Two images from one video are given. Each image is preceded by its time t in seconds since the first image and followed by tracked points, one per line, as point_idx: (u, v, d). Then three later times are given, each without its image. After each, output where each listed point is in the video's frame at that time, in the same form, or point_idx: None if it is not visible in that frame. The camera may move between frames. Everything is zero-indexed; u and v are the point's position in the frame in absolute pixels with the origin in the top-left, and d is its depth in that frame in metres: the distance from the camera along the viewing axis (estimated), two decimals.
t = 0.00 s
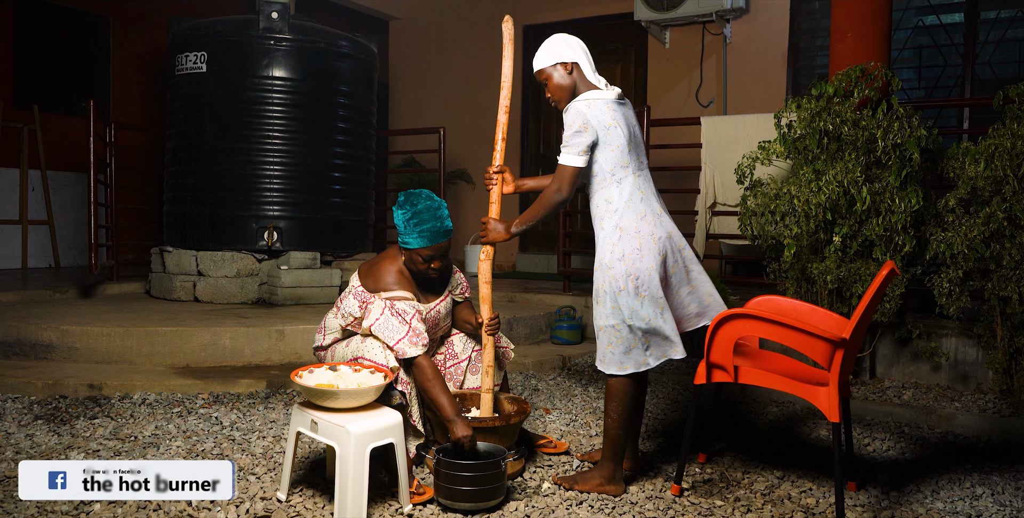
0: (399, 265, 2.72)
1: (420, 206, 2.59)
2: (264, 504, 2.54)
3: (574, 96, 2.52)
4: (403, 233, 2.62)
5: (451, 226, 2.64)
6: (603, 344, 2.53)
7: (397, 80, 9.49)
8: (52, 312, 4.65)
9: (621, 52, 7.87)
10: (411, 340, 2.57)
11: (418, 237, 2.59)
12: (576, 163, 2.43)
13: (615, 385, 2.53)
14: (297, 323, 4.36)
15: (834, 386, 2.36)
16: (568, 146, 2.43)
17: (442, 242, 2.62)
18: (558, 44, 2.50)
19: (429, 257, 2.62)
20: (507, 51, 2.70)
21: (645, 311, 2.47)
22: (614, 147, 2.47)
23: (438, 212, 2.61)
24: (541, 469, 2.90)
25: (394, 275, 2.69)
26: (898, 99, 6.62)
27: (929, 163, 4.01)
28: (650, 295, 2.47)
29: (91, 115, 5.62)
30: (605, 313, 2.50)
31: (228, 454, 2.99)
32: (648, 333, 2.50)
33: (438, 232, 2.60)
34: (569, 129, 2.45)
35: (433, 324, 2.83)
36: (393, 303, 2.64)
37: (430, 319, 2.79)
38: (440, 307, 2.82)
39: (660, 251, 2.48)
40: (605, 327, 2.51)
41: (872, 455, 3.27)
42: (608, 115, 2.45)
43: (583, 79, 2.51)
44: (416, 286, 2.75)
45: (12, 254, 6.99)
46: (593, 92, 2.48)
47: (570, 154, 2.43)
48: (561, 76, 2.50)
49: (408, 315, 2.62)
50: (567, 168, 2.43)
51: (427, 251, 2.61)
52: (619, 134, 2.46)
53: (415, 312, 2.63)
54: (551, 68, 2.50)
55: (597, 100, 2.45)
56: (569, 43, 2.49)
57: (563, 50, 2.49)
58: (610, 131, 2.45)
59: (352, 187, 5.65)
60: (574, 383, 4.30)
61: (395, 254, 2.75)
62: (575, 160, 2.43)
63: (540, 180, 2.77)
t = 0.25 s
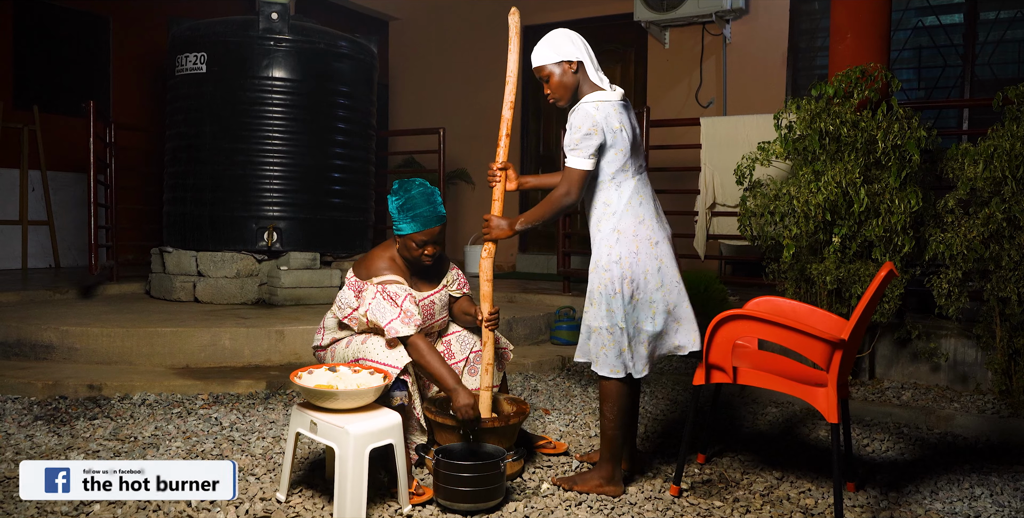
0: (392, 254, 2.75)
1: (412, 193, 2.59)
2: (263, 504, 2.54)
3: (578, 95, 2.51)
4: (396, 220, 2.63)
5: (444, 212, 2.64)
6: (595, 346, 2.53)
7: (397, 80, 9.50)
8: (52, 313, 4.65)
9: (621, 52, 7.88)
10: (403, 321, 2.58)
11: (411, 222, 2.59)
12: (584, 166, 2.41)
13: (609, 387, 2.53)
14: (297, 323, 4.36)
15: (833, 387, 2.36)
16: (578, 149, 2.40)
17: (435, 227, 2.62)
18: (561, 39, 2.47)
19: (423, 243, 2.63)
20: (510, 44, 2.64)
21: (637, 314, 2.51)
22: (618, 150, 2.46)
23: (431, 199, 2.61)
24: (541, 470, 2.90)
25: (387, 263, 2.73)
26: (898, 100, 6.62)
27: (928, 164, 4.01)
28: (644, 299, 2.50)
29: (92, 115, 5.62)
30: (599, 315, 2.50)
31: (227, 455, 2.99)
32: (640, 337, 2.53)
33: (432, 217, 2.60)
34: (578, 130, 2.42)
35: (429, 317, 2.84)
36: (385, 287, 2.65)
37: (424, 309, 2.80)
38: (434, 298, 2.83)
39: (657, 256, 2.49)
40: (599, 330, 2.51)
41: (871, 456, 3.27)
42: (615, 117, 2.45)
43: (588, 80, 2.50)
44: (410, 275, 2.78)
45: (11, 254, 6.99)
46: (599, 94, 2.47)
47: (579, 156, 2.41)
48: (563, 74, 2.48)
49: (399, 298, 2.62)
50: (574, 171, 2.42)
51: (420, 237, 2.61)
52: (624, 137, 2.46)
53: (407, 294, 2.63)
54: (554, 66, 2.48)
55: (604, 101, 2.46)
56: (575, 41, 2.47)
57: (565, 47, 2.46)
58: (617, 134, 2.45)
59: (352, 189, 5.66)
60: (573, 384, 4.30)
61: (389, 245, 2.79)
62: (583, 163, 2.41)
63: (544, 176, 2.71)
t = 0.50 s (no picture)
0: (388, 250, 2.75)
1: (408, 185, 2.61)
2: (263, 505, 2.54)
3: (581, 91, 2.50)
4: (391, 212, 2.65)
5: (440, 207, 2.66)
6: (584, 348, 2.52)
7: (397, 80, 9.50)
8: (51, 314, 4.65)
9: (621, 53, 7.88)
10: (399, 317, 2.60)
11: (405, 214, 2.61)
12: (582, 161, 2.40)
13: (597, 387, 2.53)
14: (296, 324, 4.36)
15: (832, 388, 2.36)
16: (577, 144, 2.40)
17: (429, 220, 2.63)
18: (568, 36, 2.46)
19: (416, 235, 2.64)
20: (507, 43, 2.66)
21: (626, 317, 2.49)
22: (614, 151, 2.47)
23: (428, 193, 2.63)
24: (540, 471, 2.90)
25: (382, 259, 2.73)
26: (898, 100, 6.62)
27: (927, 165, 4.00)
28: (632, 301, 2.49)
29: (92, 116, 5.62)
30: (588, 316, 2.49)
31: (227, 456, 3.00)
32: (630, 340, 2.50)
33: (426, 210, 2.62)
34: (578, 126, 2.41)
35: (425, 314, 2.85)
36: (381, 283, 2.67)
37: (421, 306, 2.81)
38: (430, 295, 2.83)
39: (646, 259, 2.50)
40: (587, 331, 2.50)
41: (870, 456, 3.27)
42: (614, 118, 2.46)
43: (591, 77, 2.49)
44: (405, 270, 2.79)
45: (11, 255, 6.99)
46: (601, 92, 2.46)
47: (577, 152, 2.40)
48: (568, 69, 2.48)
49: (395, 293, 2.64)
50: (571, 166, 2.40)
51: (413, 229, 2.63)
52: (622, 138, 2.47)
53: (402, 290, 2.65)
54: (557, 62, 2.47)
55: (606, 100, 2.45)
56: (581, 37, 2.46)
57: (573, 43, 2.45)
58: (615, 135, 2.46)
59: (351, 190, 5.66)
60: (573, 384, 4.30)
61: (385, 242, 2.80)
62: (581, 158, 2.40)
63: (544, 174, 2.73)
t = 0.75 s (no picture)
0: (387, 251, 2.77)
1: (407, 181, 2.63)
2: (263, 505, 2.54)
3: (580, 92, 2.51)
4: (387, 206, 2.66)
5: (435, 208, 2.67)
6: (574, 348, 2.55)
7: (397, 80, 9.50)
8: (52, 314, 4.65)
9: (621, 53, 7.88)
10: (397, 320, 2.62)
11: (399, 208, 2.61)
12: (577, 162, 2.40)
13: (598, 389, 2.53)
14: (297, 324, 4.36)
15: (832, 388, 2.37)
16: (570, 145, 2.40)
17: (418, 218, 2.63)
18: (571, 36, 2.46)
19: (406, 232, 2.65)
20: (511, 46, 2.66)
21: (611, 320, 2.48)
22: (606, 152, 2.47)
23: (428, 193, 2.64)
24: (541, 471, 2.91)
25: (381, 260, 2.75)
26: (898, 100, 6.62)
27: (928, 165, 4.00)
28: (616, 305, 2.47)
29: (92, 116, 5.62)
30: (576, 316, 2.53)
31: (227, 456, 3.00)
32: (614, 342, 2.50)
33: (420, 208, 2.62)
34: (573, 127, 2.41)
35: (426, 314, 2.84)
36: (380, 285, 2.68)
37: (422, 305, 2.81)
38: (430, 295, 2.83)
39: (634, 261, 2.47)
40: (576, 331, 2.53)
41: (870, 456, 3.27)
42: (608, 119, 2.46)
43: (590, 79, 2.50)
44: (404, 271, 2.80)
45: (12, 255, 6.99)
46: (597, 94, 2.47)
47: (572, 153, 2.40)
48: (568, 69, 2.48)
49: (394, 296, 2.66)
50: (567, 168, 2.41)
51: (402, 225, 2.63)
52: (615, 140, 2.47)
53: (401, 293, 2.67)
54: (559, 61, 2.47)
55: (600, 102, 2.46)
56: (583, 38, 2.46)
57: (576, 45, 2.45)
58: (607, 136, 2.45)
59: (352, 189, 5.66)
60: (573, 384, 4.31)
61: (385, 242, 2.81)
62: (576, 159, 2.40)
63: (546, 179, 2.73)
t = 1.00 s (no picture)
0: (389, 245, 2.78)
1: (411, 177, 2.65)
2: (264, 505, 2.54)
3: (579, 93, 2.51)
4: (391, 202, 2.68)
5: (440, 207, 2.69)
6: (585, 349, 2.52)
7: (397, 80, 9.51)
8: (52, 314, 4.66)
9: (621, 53, 7.89)
10: (398, 317, 2.65)
11: (403, 203, 2.63)
12: (582, 162, 2.40)
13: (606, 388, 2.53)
14: (297, 324, 4.37)
15: (833, 389, 2.36)
16: (575, 146, 2.40)
17: (421, 213, 2.64)
18: (570, 38, 2.46)
19: (408, 228, 2.65)
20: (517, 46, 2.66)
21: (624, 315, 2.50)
22: (609, 151, 2.47)
23: (431, 190, 2.67)
24: (541, 471, 2.91)
25: (383, 255, 2.76)
26: (898, 100, 6.62)
27: (928, 165, 4.00)
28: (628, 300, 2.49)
29: (93, 116, 5.62)
30: (587, 316, 2.51)
31: (228, 455, 3.00)
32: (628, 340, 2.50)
33: (424, 203, 2.64)
34: (578, 127, 2.41)
35: (425, 311, 2.83)
36: (381, 280, 2.70)
37: (422, 302, 2.80)
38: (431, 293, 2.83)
39: (640, 258, 2.50)
40: (588, 332, 2.51)
41: (871, 456, 3.28)
42: (611, 119, 2.47)
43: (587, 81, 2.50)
44: (406, 266, 2.80)
45: (12, 254, 6.99)
46: (597, 94, 2.48)
47: (576, 153, 2.40)
48: (568, 70, 2.48)
49: (394, 293, 2.69)
50: (572, 168, 2.40)
51: (405, 221, 2.64)
52: (617, 139, 2.48)
53: (402, 290, 2.70)
54: (558, 62, 2.47)
55: (602, 102, 2.47)
56: (582, 39, 2.47)
57: (575, 46, 2.46)
58: (611, 135, 2.46)
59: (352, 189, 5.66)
60: (573, 384, 4.31)
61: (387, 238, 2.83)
62: (580, 159, 2.40)
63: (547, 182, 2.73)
